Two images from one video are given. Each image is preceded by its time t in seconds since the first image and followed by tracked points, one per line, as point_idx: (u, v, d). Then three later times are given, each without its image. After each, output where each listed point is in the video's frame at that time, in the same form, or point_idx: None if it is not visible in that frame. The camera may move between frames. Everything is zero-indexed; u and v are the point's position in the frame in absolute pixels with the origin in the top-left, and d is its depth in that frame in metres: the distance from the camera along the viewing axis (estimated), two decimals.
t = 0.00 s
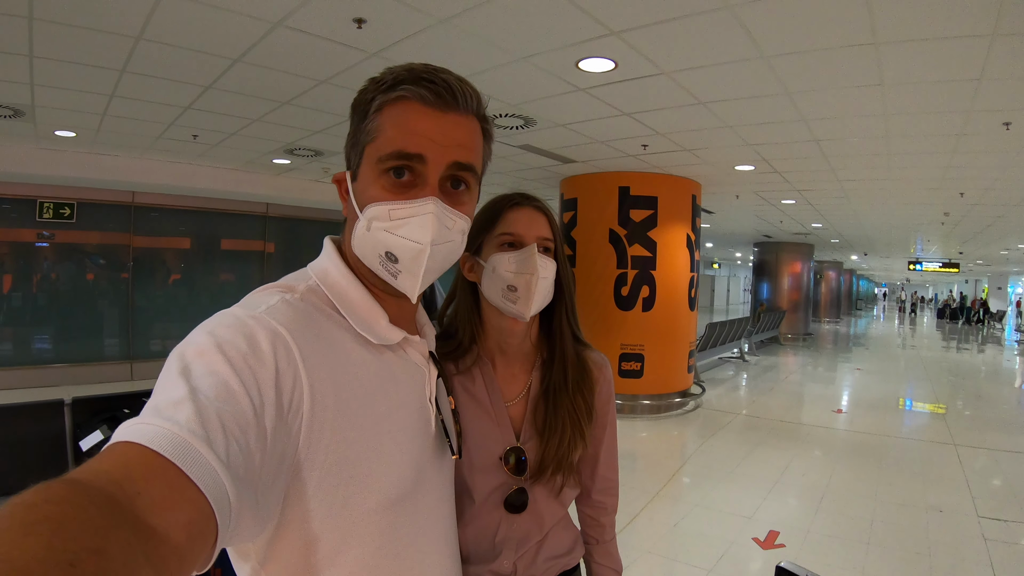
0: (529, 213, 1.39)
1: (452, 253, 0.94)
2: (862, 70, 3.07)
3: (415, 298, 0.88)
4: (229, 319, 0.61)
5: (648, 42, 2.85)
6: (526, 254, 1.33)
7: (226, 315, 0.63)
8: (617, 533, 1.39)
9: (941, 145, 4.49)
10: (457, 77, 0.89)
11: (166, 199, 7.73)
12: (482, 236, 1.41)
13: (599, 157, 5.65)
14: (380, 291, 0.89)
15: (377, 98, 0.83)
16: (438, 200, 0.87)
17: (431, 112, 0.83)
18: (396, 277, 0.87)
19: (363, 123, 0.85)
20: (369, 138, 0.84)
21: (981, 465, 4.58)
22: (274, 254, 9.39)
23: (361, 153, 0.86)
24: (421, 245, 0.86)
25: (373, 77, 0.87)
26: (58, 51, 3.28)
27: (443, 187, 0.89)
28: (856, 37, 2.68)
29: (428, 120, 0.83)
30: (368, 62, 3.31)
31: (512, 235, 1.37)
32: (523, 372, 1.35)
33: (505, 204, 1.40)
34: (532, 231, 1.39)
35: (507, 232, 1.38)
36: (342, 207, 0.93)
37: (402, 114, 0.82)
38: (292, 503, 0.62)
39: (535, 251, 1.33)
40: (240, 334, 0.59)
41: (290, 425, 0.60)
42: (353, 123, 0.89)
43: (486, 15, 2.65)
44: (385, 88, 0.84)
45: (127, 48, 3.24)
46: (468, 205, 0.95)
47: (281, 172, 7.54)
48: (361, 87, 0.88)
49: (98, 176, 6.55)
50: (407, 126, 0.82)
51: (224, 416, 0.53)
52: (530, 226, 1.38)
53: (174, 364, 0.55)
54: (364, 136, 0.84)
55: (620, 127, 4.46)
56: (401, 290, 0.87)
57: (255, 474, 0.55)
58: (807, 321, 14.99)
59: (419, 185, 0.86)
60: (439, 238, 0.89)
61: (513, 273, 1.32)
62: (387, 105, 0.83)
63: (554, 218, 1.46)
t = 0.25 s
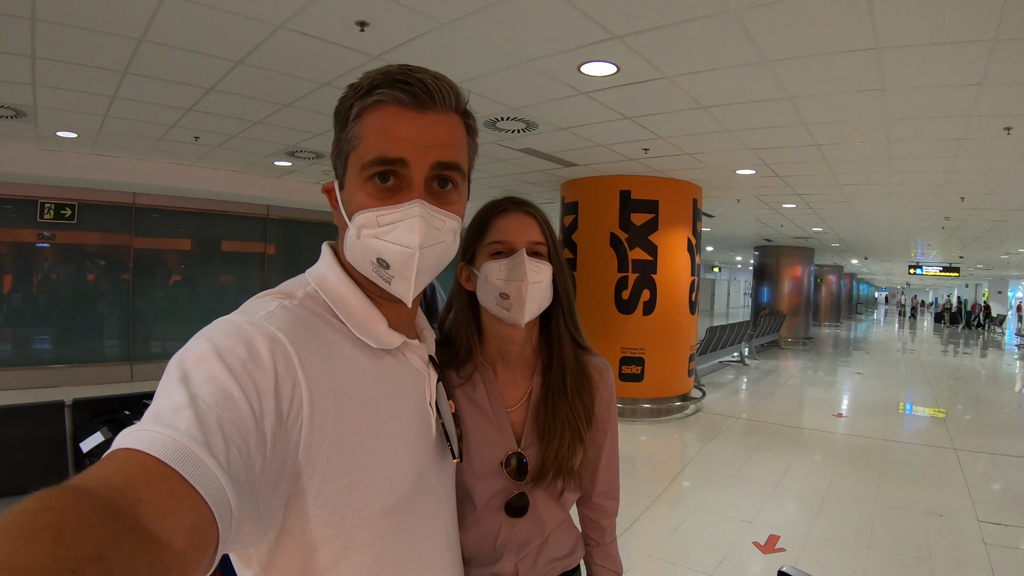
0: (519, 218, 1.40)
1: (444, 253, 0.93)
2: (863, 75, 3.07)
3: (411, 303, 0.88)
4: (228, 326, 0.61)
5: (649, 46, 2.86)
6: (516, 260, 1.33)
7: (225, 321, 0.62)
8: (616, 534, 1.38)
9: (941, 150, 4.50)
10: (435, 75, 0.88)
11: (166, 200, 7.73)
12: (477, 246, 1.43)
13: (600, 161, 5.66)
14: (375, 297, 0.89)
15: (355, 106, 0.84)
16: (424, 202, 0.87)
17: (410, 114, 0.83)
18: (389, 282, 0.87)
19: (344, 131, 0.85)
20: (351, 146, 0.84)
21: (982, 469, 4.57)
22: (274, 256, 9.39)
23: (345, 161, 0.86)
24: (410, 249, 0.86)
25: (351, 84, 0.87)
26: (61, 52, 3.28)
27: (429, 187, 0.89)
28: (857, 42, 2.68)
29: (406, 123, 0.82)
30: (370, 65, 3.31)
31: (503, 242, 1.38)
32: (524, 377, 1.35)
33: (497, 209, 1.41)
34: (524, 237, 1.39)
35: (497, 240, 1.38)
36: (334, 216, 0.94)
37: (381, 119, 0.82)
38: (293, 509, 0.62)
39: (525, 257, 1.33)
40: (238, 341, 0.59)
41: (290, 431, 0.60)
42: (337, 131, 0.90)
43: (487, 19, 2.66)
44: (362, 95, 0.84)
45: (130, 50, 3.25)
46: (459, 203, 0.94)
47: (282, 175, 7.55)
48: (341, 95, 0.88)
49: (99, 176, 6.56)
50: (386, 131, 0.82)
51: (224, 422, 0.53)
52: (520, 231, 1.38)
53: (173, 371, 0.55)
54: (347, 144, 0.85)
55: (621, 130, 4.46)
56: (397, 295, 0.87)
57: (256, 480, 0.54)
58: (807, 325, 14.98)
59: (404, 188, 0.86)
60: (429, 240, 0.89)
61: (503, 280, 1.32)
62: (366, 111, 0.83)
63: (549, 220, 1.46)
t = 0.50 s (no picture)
0: (524, 219, 1.40)
1: (448, 251, 0.93)
2: (865, 78, 3.08)
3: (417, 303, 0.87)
4: (236, 326, 0.61)
5: (652, 49, 2.86)
6: (522, 261, 1.33)
7: (233, 321, 0.63)
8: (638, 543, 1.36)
9: (942, 153, 4.50)
10: (429, 71, 0.88)
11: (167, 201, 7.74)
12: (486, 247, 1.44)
13: (602, 163, 5.66)
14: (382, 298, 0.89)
15: (352, 108, 0.84)
16: (425, 200, 0.87)
17: (406, 112, 0.83)
18: (395, 283, 0.86)
19: (343, 134, 0.86)
20: (350, 149, 0.85)
21: (982, 473, 4.56)
22: (275, 257, 9.39)
23: (346, 164, 0.87)
24: (413, 248, 0.85)
25: (348, 86, 0.88)
26: (64, 52, 3.29)
27: (429, 184, 0.89)
28: (859, 45, 2.69)
29: (401, 122, 0.83)
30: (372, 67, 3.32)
31: (509, 244, 1.39)
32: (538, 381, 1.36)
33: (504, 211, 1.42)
34: (529, 238, 1.39)
35: (505, 242, 1.39)
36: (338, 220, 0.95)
37: (378, 120, 0.82)
38: (299, 508, 0.62)
39: (530, 257, 1.33)
40: (245, 339, 0.59)
41: (297, 430, 0.60)
42: (337, 134, 0.90)
43: (490, 21, 2.66)
44: (357, 98, 0.84)
45: (133, 51, 3.25)
46: (462, 200, 0.95)
47: (283, 176, 7.56)
48: (339, 99, 0.89)
49: (101, 177, 6.57)
50: (384, 132, 0.82)
51: (231, 420, 0.53)
52: (524, 233, 1.39)
53: (182, 370, 0.55)
54: (347, 147, 0.85)
55: (622, 133, 4.47)
56: (404, 296, 0.87)
57: (262, 479, 0.54)
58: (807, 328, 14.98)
59: (404, 187, 0.87)
60: (431, 239, 0.89)
61: (510, 282, 1.32)
62: (363, 113, 0.83)
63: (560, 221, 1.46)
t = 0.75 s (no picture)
0: (540, 221, 1.40)
1: (462, 254, 0.93)
2: (865, 81, 3.09)
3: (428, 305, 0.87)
4: (246, 325, 0.61)
5: (654, 51, 2.87)
6: (536, 265, 1.34)
7: (244, 320, 0.63)
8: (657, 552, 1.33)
9: (942, 156, 4.51)
10: (453, 74, 0.87)
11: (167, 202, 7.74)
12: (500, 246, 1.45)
13: (602, 166, 5.66)
14: (396, 298, 0.90)
15: (375, 107, 0.84)
16: (442, 202, 0.87)
17: (428, 114, 0.82)
18: (407, 283, 0.87)
19: (365, 132, 0.87)
20: (370, 148, 0.85)
21: (982, 475, 4.56)
22: (275, 259, 9.39)
23: (366, 162, 0.87)
24: (426, 249, 0.85)
25: (373, 86, 0.88)
26: (65, 53, 3.29)
27: (448, 187, 0.88)
28: (861, 48, 2.69)
29: (422, 123, 0.82)
30: (373, 69, 3.32)
31: (524, 247, 1.39)
32: (551, 385, 1.36)
33: (520, 212, 1.41)
34: (544, 240, 1.39)
35: (520, 244, 1.40)
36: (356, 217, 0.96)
37: (399, 120, 0.82)
38: (305, 509, 0.61)
39: (545, 261, 1.33)
40: (256, 339, 0.59)
41: (304, 430, 0.60)
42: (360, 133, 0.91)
43: (492, 23, 2.67)
44: (381, 97, 0.84)
45: (134, 52, 3.26)
46: (480, 205, 0.94)
47: (284, 178, 7.56)
48: (363, 98, 0.89)
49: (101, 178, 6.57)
50: (405, 132, 0.82)
51: (240, 419, 0.53)
52: (540, 236, 1.39)
53: (192, 370, 0.55)
54: (367, 145, 0.86)
55: (623, 136, 4.47)
56: (415, 297, 0.87)
57: (270, 479, 0.54)
58: (807, 330, 14.98)
59: (422, 188, 0.87)
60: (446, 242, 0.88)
61: (523, 284, 1.33)
62: (385, 113, 0.83)
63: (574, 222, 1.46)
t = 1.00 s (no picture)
0: (545, 225, 1.40)
1: (471, 262, 0.93)
2: (864, 82, 3.10)
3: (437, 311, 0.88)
4: (250, 327, 0.61)
5: (653, 53, 2.87)
6: (542, 269, 1.35)
7: (248, 323, 0.63)
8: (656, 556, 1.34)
9: (941, 156, 4.52)
10: (471, 82, 0.87)
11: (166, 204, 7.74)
12: (503, 248, 1.44)
13: (602, 167, 5.67)
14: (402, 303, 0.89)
15: (392, 111, 0.84)
16: (456, 210, 0.87)
17: (447, 122, 0.83)
18: (416, 289, 0.87)
19: (380, 135, 0.86)
20: (385, 151, 0.84)
21: (982, 475, 4.56)
22: (274, 261, 9.38)
23: (379, 165, 0.87)
24: (439, 256, 0.86)
25: (389, 88, 0.87)
26: (65, 55, 3.30)
27: (461, 195, 0.89)
28: (859, 49, 2.70)
29: (441, 129, 0.82)
30: (373, 70, 3.33)
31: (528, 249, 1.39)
32: (551, 389, 1.36)
33: (524, 215, 1.40)
34: (551, 244, 1.39)
35: (524, 247, 1.39)
36: (364, 219, 0.95)
37: (417, 126, 0.82)
38: (309, 513, 0.61)
39: (551, 266, 1.34)
40: (260, 342, 0.59)
41: (308, 432, 0.60)
42: (373, 135, 0.90)
43: (492, 25, 2.67)
44: (399, 101, 0.84)
45: (133, 54, 3.26)
46: (490, 213, 0.95)
47: (283, 180, 7.56)
48: (379, 99, 0.88)
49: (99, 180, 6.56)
50: (423, 138, 0.82)
51: (244, 422, 0.53)
52: (546, 239, 1.39)
53: (196, 371, 0.55)
54: (382, 148, 0.85)
55: (622, 137, 4.48)
56: (423, 303, 0.87)
57: (273, 482, 0.54)
58: (807, 331, 14.98)
59: (436, 195, 0.87)
60: (459, 250, 0.89)
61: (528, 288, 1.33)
62: (402, 117, 0.83)
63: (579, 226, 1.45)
